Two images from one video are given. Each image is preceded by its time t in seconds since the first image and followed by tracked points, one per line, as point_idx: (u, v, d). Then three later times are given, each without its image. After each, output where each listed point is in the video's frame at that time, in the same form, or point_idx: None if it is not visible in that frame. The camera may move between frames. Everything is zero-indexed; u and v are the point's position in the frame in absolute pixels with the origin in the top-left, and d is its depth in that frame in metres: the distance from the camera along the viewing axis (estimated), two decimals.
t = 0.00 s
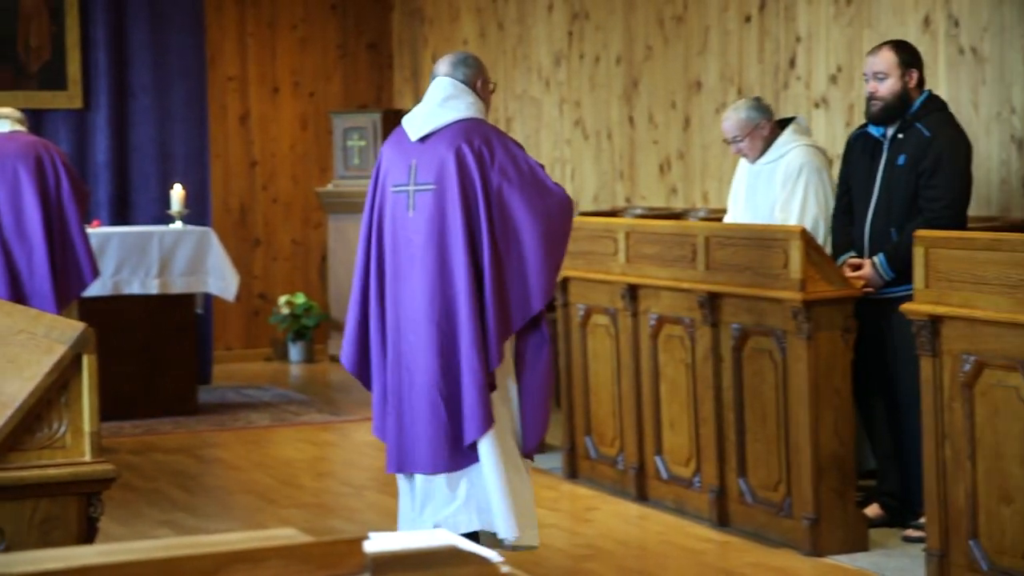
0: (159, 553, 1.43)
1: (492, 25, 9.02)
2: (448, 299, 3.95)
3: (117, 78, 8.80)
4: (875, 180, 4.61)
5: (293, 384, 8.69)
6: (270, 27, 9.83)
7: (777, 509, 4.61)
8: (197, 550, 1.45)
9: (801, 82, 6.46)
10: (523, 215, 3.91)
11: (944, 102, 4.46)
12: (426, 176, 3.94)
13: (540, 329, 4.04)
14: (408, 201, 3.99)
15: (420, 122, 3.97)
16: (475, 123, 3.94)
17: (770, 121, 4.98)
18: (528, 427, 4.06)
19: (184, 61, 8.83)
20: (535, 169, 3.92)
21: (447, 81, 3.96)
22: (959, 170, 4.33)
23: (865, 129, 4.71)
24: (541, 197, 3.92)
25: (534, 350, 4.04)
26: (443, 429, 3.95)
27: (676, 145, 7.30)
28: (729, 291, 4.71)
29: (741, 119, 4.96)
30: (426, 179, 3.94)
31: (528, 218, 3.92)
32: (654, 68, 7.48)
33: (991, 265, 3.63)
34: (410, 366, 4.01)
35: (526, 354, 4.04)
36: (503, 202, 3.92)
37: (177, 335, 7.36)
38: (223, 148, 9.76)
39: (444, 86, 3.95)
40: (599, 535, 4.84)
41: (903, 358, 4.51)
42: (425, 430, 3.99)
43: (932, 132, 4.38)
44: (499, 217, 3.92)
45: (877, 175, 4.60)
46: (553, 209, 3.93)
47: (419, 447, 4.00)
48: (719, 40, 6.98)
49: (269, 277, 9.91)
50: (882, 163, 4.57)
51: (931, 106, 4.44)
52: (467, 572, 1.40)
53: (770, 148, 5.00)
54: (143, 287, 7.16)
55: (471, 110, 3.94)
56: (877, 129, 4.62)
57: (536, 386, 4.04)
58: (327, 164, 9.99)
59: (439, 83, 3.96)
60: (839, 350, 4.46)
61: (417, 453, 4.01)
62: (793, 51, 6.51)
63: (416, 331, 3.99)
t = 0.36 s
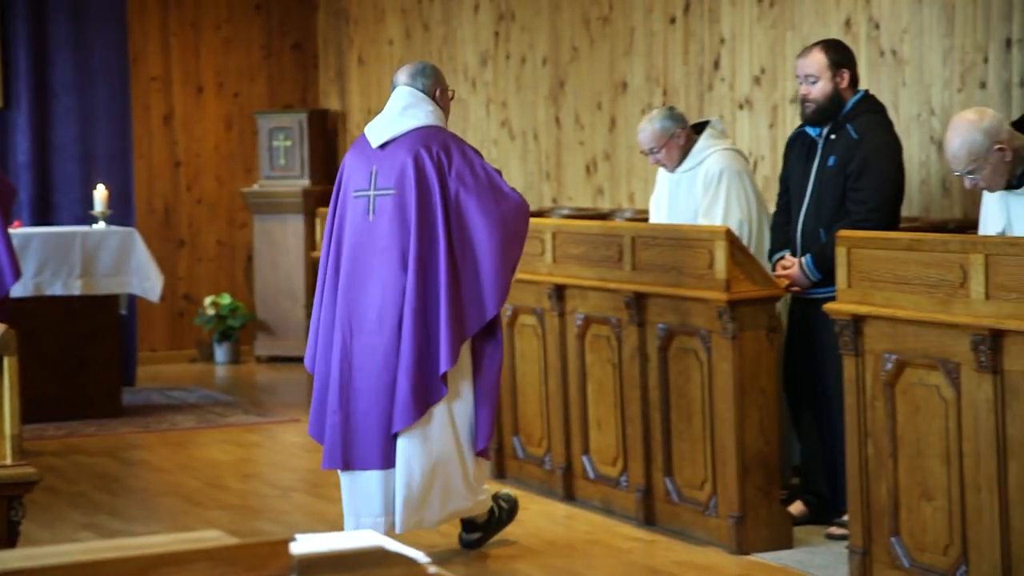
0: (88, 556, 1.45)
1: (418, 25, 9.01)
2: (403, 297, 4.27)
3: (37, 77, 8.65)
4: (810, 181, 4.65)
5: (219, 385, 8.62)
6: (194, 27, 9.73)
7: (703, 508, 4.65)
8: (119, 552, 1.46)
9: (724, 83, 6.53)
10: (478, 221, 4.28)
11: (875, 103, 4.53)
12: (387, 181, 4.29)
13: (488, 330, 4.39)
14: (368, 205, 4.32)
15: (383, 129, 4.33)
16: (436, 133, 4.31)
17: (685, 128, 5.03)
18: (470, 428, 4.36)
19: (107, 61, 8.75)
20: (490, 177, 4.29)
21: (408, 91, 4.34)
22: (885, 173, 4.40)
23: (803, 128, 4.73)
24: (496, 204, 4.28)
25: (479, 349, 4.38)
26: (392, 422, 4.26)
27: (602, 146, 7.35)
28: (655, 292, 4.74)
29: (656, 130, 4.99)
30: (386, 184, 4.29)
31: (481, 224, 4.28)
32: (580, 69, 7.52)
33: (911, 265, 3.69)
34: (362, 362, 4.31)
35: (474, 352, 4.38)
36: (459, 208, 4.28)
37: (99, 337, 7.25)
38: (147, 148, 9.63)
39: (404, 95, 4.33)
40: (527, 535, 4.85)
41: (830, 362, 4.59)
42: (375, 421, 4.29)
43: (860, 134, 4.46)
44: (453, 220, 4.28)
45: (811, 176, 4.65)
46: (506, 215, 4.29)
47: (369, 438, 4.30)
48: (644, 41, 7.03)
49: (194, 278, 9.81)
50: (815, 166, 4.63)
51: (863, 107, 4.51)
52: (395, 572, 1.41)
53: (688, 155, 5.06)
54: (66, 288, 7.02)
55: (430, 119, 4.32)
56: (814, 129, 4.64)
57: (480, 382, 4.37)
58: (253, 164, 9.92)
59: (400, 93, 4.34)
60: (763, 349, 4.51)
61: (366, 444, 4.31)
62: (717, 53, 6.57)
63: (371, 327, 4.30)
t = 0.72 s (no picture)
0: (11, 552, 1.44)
1: (353, 25, 8.97)
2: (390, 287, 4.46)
3: None
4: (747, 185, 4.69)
5: (152, 387, 8.53)
6: (126, 26, 9.62)
7: (639, 507, 4.67)
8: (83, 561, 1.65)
9: (659, 84, 6.56)
10: (463, 216, 4.45)
11: (811, 105, 4.57)
12: (376, 176, 4.48)
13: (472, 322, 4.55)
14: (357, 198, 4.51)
15: (372, 125, 4.52)
16: (425, 129, 4.49)
17: (617, 131, 5.05)
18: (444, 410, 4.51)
19: (38, 59, 8.63)
20: (478, 174, 4.46)
21: (397, 88, 4.52)
22: (816, 177, 4.43)
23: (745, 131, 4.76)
24: (481, 201, 4.45)
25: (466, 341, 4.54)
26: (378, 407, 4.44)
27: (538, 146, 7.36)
28: (591, 292, 4.76)
29: (589, 134, 5.01)
30: (374, 178, 4.48)
31: (467, 219, 4.45)
32: (515, 69, 7.53)
33: (843, 264, 3.74)
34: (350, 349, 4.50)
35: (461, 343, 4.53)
36: (446, 203, 4.46)
37: (30, 340, 7.14)
38: (79, 148, 9.50)
39: (395, 92, 4.51)
40: (464, 535, 4.84)
41: (766, 362, 4.63)
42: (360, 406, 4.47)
43: (791, 139, 4.50)
44: (440, 215, 4.45)
45: (749, 181, 4.69)
46: (492, 211, 4.47)
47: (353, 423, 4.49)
48: (580, 42, 7.06)
49: (127, 279, 9.69)
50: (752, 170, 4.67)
51: (799, 110, 4.55)
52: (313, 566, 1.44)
53: (623, 157, 5.10)
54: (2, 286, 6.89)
55: (418, 116, 4.50)
56: (753, 132, 4.68)
57: (463, 373, 4.52)
58: (188, 164, 9.83)
59: (390, 89, 4.52)
60: (698, 349, 4.54)
61: (350, 429, 4.49)
62: (652, 54, 6.61)
63: (359, 315, 4.49)
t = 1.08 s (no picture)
0: None
1: (289, 25, 8.91)
2: (347, 289, 4.55)
3: None
4: (677, 186, 4.71)
5: (86, 389, 8.40)
6: (58, 26, 9.48)
7: (576, 507, 4.67)
8: (62, 553, 1.72)
9: (596, 86, 6.58)
10: (416, 215, 4.52)
11: (740, 106, 4.59)
12: (327, 179, 4.55)
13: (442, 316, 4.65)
14: (312, 201, 4.59)
15: (326, 128, 4.58)
16: (376, 131, 4.55)
17: (554, 133, 5.05)
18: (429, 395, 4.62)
19: None
20: (430, 172, 4.52)
21: (351, 91, 4.58)
22: (746, 177, 4.46)
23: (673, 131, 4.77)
24: (434, 199, 4.52)
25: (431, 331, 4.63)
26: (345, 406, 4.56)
27: (474, 147, 7.35)
28: (528, 292, 4.76)
29: (526, 135, 5.00)
30: (326, 182, 4.55)
31: (420, 217, 4.52)
32: (452, 71, 7.51)
33: (778, 265, 3.77)
34: (314, 349, 4.61)
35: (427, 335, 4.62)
36: (400, 205, 4.52)
37: None
38: (10, 148, 9.34)
39: (348, 94, 4.57)
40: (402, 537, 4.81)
41: (701, 362, 4.65)
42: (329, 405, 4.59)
43: (721, 139, 4.53)
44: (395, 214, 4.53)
45: (678, 181, 4.71)
46: (446, 207, 4.54)
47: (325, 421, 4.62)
48: (516, 43, 7.05)
49: (60, 279, 9.55)
50: (682, 169, 4.69)
51: (728, 111, 4.57)
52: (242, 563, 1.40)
53: (560, 159, 5.09)
54: None
55: (371, 118, 4.56)
56: (682, 132, 4.70)
57: (431, 367, 4.61)
58: (121, 165, 9.70)
59: (343, 91, 4.58)
60: (635, 349, 4.54)
61: (322, 427, 4.63)
62: (588, 56, 6.62)
63: (318, 317, 4.60)
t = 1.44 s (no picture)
0: None
1: (227, 24, 8.83)
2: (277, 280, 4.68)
3: None
4: (602, 187, 4.71)
5: (22, 392, 8.28)
6: None
7: (517, 507, 4.67)
8: None
9: (535, 87, 6.58)
10: (350, 207, 4.68)
11: (663, 109, 4.64)
12: (262, 176, 4.71)
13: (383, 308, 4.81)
14: (247, 197, 4.77)
15: (265, 128, 4.75)
16: (311, 128, 4.70)
17: (494, 134, 5.05)
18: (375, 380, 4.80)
19: None
20: (362, 164, 4.66)
21: (294, 91, 4.74)
22: (673, 177, 4.49)
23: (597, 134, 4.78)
24: (367, 192, 4.67)
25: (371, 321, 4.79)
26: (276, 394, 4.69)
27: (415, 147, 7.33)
28: (469, 293, 4.75)
29: (466, 136, 5.01)
30: (262, 179, 4.71)
31: (354, 209, 4.68)
32: (392, 71, 7.49)
33: (717, 266, 3.79)
34: (250, 341, 4.76)
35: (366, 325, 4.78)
36: (334, 198, 4.68)
37: None
38: None
39: (288, 95, 4.73)
40: (344, 539, 4.78)
41: (642, 362, 4.66)
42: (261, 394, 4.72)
43: (647, 140, 4.55)
44: (328, 207, 4.69)
45: (603, 183, 4.71)
46: (380, 197, 4.68)
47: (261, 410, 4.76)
48: (456, 44, 7.05)
49: None
50: (606, 171, 4.70)
51: (652, 112, 4.62)
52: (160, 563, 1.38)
53: (500, 159, 5.09)
54: None
55: (310, 117, 4.71)
56: (606, 135, 4.71)
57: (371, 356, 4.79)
58: (57, 165, 9.59)
59: (287, 92, 4.74)
60: (575, 349, 4.54)
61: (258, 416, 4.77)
62: (528, 57, 6.62)
63: (253, 310, 4.74)
